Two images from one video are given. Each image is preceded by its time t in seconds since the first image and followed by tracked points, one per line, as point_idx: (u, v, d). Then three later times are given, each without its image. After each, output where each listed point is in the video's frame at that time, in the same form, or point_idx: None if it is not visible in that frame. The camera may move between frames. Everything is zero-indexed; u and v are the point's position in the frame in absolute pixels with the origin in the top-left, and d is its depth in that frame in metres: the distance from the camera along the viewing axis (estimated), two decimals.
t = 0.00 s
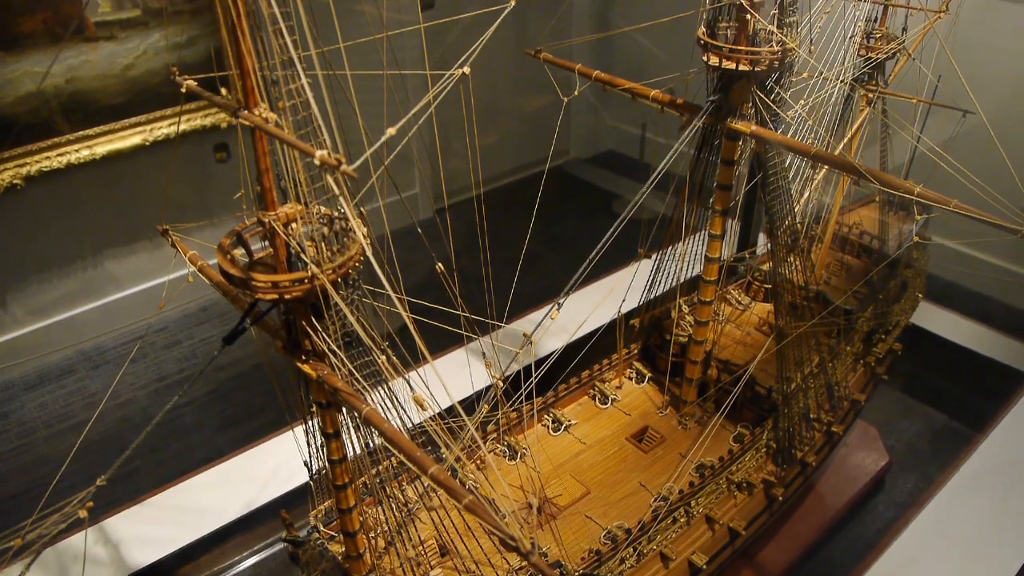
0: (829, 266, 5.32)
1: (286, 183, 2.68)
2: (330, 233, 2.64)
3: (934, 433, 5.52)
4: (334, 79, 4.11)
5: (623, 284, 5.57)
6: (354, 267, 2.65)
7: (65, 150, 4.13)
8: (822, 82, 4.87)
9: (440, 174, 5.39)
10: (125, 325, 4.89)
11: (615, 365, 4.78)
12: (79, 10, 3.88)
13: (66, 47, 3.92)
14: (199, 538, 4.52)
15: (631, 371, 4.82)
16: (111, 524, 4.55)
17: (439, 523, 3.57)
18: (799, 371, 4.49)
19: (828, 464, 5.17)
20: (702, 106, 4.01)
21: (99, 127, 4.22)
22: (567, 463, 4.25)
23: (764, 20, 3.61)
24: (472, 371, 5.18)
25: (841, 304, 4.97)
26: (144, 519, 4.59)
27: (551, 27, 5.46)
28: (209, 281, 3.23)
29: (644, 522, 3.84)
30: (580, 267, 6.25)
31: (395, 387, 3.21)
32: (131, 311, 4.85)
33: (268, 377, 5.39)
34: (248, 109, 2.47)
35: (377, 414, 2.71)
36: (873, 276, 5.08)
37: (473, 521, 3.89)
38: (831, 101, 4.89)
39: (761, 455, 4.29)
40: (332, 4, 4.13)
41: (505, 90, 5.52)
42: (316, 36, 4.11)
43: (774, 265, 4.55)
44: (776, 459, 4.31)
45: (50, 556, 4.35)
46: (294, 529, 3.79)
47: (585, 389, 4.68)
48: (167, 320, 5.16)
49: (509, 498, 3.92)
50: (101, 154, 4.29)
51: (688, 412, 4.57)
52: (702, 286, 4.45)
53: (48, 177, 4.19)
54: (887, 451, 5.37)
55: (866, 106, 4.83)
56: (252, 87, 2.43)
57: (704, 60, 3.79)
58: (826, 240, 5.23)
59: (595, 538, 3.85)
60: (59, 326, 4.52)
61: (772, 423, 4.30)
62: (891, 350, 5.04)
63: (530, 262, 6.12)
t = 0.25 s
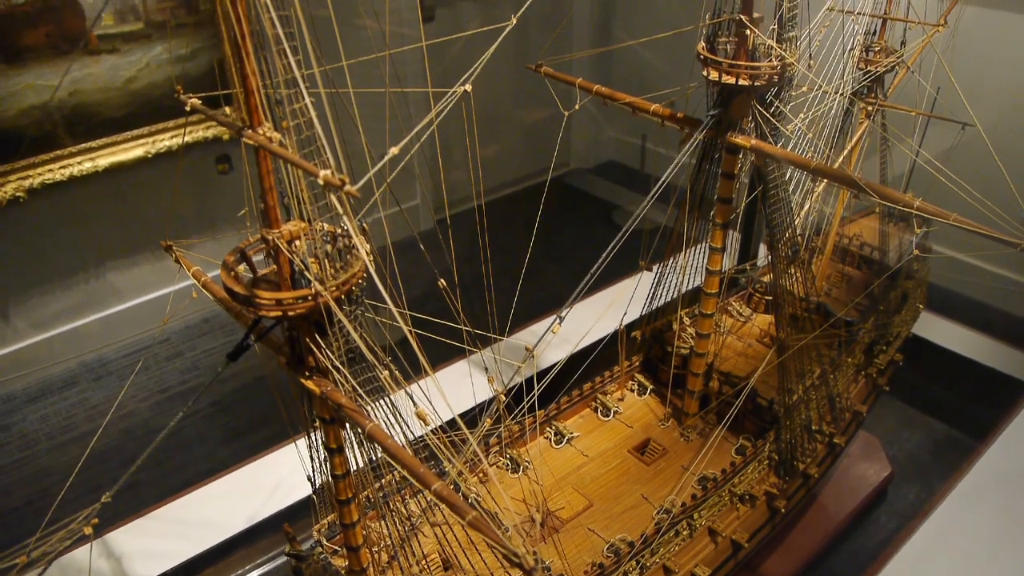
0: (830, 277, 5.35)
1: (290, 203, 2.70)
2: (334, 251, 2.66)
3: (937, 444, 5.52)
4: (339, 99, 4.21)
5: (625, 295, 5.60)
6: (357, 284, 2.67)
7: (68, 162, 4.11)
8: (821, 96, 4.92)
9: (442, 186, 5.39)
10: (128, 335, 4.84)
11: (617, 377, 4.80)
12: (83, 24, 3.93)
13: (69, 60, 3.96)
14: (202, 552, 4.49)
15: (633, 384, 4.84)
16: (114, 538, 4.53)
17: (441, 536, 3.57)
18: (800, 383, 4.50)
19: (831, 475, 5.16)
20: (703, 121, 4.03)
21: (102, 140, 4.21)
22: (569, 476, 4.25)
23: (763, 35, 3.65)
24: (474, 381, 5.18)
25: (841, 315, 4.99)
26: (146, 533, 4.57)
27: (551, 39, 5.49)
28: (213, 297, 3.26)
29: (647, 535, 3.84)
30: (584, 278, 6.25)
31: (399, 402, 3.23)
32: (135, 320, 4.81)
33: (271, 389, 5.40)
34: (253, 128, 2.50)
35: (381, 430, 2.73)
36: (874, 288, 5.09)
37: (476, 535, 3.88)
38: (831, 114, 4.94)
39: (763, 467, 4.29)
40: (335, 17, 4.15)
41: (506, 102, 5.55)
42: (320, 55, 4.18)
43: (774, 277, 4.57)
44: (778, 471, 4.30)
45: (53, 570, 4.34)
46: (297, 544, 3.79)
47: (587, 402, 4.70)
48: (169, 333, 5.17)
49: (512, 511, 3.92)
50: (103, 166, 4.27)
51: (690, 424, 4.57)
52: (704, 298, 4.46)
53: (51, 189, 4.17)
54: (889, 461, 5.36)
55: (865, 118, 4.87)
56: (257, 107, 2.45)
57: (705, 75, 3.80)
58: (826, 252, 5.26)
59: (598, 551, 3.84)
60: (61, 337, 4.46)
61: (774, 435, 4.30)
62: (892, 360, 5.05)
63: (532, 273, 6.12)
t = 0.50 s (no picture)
0: (830, 291, 5.41)
1: (295, 221, 2.73)
2: (338, 269, 2.68)
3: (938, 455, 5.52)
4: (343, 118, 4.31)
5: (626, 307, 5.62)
6: (360, 302, 2.69)
7: (70, 173, 4.10)
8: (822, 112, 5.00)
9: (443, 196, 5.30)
10: (130, 346, 4.79)
11: (618, 390, 4.82)
12: (85, 37, 3.97)
13: (73, 72, 3.99)
14: (204, 564, 4.45)
15: (634, 397, 4.85)
16: (116, 551, 4.52)
17: (442, 551, 3.58)
18: (800, 396, 4.51)
19: (832, 488, 5.17)
20: (704, 137, 4.06)
21: (104, 150, 4.20)
22: (570, 489, 4.26)
23: (765, 52, 3.67)
24: (475, 395, 5.19)
25: (841, 328, 5.01)
26: (148, 546, 4.54)
27: (553, 52, 5.51)
28: (217, 312, 3.29)
29: (648, 549, 3.84)
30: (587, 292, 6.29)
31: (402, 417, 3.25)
32: (136, 331, 4.75)
33: (272, 399, 5.39)
34: (258, 148, 2.52)
35: (383, 446, 2.75)
36: (874, 300, 5.11)
37: (476, 549, 3.89)
38: (831, 129, 5.01)
39: (763, 480, 4.29)
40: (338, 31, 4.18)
41: (508, 114, 5.57)
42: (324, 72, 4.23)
43: (775, 291, 4.58)
44: (778, 485, 4.29)
45: None
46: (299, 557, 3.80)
47: (588, 415, 4.72)
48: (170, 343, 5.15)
49: (513, 524, 3.93)
50: (106, 176, 4.26)
51: (691, 437, 4.59)
52: (704, 312, 4.48)
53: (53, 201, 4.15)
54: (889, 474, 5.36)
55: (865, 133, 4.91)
56: (263, 127, 2.47)
57: (706, 92, 3.82)
58: (826, 265, 5.32)
59: (598, 565, 3.84)
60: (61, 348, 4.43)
61: (775, 449, 4.31)
62: (893, 373, 5.06)
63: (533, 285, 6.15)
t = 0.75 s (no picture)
0: (833, 303, 5.42)
1: (301, 242, 2.76)
2: (343, 290, 2.70)
3: (938, 467, 5.53)
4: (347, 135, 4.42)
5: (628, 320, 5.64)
6: (365, 322, 2.71)
7: (75, 185, 4.13)
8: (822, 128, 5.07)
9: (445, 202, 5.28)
10: (133, 358, 4.81)
11: (620, 404, 4.84)
12: (91, 50, 3.98)
13: (77, 84, 4.00)
14: None
15: (636, 411, 4.87)
16: (119, 562, 4.45)
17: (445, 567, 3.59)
18: (803, 410, 4.52)
19: (835, 500, 5.16)
20: (705, 153, 4.09)
21: (109, 163, 4.23)
22: (573, 503, 4.27)
23: (765, 69, 3.70)
24: (478, 408, 5.20)
25: (844, 342, 5.02)
26: (152, 558, 4.49)
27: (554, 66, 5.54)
28: (222, 329, 3.32)
29: (651, 564, 3.83)
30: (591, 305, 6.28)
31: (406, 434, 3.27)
32: (139, 342, 4.77)
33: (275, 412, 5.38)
34: (264, 170, 2.55)
35: (388, 465, 2.77)
36: (877, 313, 5.12)
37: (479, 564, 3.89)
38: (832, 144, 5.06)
39: (767, 494, 4.28)
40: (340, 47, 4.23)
41: (510, 128, 5.61)
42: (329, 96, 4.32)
43: (777, 304, 4.60)
44: (781, 498, 4.28)
45: None
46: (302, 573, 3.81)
47: (591, 429, 4.73)
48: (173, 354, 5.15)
49: (516, 539, 3.94)
50: (110, 189, 4.29)
51: (694, 451, 4.59)
52: (706, 326, 4.50)
53: (58, 213, 4.17)
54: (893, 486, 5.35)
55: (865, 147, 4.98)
56: (269, 150, 2.51)
57: (706, 108, 3.85)
58: (828, 278, 5.36)
59: None
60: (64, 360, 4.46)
61: (778, 463, 4.32)
62: (896, 385, 5.07)
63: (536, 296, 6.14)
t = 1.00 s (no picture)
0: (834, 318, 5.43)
1: (306, 261, 2.78)
2: (347, 308, 2.72)
3: (942, 482, 5.48)
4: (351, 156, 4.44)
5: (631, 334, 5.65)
6: (368, 341, 2.73)
7: (79, 196, 4.09)
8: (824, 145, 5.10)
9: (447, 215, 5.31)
10: (134, 371, 4.71)
11: (622, 419, 4.85)
12: (96, 62, 3.99)
13: (82, 96, 3.99)
14: None
15: (638, 425, 4.89)
16: None
17: None
18: (805, 426, 4.52)
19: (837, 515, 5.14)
20: (706, 170, 4.13)
21: (113, 174, 4.19)
22: (575, 518, 4.27)
23: (766, 87, 3.73)
24: (480, 422, 5.21)
25: (846, 357, 5.02)
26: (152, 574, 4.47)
27: (556, 80, 5.58)
28: (225, 345, 3.35)
29: None
30: (594, 320, 6.30)
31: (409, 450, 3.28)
32: (141, 355, 4.68)
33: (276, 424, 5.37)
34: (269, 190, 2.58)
35: (391, 482, 2.79)
36: (878, 329, 5.13)
37: None
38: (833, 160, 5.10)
39: (769, 509, 4.27)
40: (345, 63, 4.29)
41: (512, 141, 5.63)
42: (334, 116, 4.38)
43: (779, 319, 4.61)
44: (783, 514, 4.27)
45: None
46: None
47: (593, 444, 4.74)
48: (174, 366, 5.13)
49: (517, 555, 3.94)
50: (114, 200, 4.24)
51: (696, 466, 4.59)
52: (708, 341, 4.52)
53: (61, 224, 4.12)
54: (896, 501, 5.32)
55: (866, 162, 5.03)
56: (274, 170, 2.52)
57: (707, 125, 3.88)
58: (830, 292, 5.39)
59: None
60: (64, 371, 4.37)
61: (780, 478, 4.31)
62: (898, 401, 5.07)
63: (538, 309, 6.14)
